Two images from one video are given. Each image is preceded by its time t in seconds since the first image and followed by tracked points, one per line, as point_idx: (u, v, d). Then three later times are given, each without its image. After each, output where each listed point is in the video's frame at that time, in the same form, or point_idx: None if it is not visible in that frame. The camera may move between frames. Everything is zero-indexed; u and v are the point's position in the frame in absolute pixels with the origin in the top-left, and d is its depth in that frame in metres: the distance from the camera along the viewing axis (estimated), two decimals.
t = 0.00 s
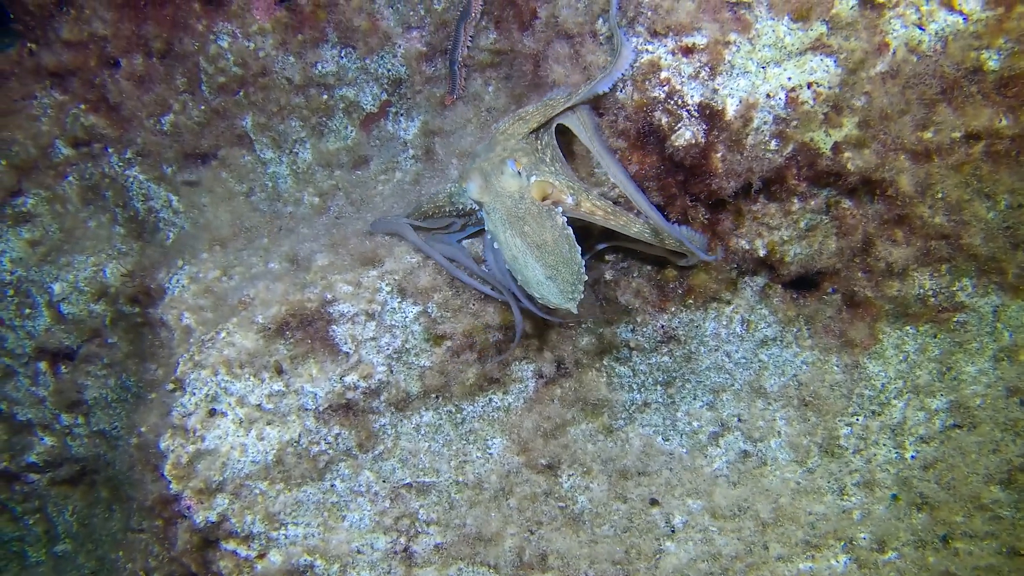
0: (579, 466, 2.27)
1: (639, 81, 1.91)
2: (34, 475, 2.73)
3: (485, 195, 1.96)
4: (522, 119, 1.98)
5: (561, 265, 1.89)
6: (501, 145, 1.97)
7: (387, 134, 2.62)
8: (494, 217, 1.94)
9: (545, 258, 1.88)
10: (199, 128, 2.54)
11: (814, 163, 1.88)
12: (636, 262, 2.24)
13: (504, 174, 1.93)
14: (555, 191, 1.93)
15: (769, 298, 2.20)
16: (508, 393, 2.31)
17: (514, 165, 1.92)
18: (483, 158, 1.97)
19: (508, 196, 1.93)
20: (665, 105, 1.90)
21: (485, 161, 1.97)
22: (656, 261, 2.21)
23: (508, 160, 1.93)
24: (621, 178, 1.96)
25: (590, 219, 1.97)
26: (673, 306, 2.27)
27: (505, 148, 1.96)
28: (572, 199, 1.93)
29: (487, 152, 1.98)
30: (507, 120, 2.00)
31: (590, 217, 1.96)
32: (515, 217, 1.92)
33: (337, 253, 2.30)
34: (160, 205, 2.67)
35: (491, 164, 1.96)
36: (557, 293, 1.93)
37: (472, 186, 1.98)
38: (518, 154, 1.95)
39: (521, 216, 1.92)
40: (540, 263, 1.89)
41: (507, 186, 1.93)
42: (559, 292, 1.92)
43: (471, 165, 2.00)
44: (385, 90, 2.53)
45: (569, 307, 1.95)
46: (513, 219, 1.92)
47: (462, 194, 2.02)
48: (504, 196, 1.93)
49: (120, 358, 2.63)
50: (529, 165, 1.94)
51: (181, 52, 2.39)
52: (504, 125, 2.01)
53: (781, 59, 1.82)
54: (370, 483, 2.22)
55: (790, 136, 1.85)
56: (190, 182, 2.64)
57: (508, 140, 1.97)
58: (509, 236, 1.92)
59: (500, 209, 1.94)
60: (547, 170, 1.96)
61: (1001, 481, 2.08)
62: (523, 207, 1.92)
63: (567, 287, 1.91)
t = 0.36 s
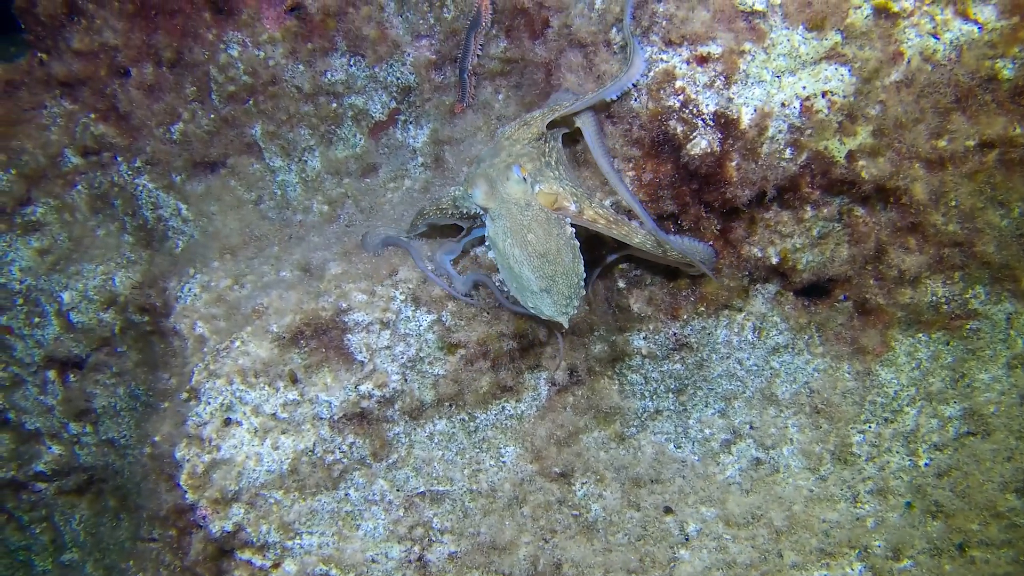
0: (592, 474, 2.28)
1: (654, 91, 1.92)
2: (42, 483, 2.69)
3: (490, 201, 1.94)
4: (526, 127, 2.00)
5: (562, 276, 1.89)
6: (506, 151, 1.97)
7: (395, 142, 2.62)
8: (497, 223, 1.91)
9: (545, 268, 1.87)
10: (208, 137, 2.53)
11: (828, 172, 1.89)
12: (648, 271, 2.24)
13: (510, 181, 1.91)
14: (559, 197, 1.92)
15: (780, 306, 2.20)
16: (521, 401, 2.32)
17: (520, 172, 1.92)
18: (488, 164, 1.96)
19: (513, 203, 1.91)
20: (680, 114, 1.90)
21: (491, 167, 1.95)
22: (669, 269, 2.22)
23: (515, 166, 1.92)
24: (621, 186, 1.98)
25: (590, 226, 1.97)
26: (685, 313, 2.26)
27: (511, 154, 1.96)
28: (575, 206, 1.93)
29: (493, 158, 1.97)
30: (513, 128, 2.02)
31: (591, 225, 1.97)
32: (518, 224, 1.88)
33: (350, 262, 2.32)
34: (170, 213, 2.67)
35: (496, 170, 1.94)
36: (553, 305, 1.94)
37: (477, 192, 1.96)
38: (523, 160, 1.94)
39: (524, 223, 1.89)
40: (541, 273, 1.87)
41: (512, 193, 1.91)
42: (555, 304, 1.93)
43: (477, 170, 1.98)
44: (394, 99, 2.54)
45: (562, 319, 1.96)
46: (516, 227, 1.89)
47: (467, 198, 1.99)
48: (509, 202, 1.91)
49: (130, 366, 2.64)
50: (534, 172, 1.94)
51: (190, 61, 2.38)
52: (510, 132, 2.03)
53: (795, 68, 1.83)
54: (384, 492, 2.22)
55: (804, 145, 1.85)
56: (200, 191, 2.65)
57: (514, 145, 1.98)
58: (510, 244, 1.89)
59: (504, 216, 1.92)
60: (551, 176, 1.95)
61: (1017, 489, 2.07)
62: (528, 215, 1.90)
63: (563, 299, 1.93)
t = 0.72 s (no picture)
0: (606, 483, 2.29)
1: (670, 100, 1.93)
2: (49, 493, 2.71)
3: (490, 209, 1.94)
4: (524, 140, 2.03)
5: (560, 285, 1.87)
6: (506, 161, 1.99)
7: (405, 152, 2.63)
8: (496, 231, 1.91)
9: (541, 277, 1.86)
10: (218, 146, 2.54)
11: (842, 180, 1.90)
12: (661, 280, 2.25)
13: (510, 188, 1.92)
14: (557, 205, 1.93)
15: (792, 315, 2.20)
16: (535, 410, 2.32)
17: (520, 180, 1.93)
18: (489, 174, 1.97)
19: (513, 211, 1.91)
20: (695, 123, 1.91)
21: (492, 176, 1.96)
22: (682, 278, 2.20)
23: (515, 174, 1.93)
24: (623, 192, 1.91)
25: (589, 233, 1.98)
26: (698, 322, 2.26)
27: (512, 164, 1.97)
28: (574, 213, 1.94)
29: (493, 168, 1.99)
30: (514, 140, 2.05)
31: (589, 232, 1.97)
32: (516, 232, 1.88)
33: (363, 270, 2.37)
34: (179, 222, 2.66)
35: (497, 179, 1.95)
36: (549, 314, 1.92)
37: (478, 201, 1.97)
38: (523, 168, 1.96)
39: (523, 232, 1.88)
40: (536, 282, 1.86)
41: (512, 201, 1.92)
42: (551, 313, 1.91)
43: (479, 179, 2.00)
44: (404, 108, 2.54)
45: (556, 329, 1.94)
46: (514, 235, 1.88)
47: (470, 209, 2.02)
48: (509, 210, 1.91)
49: (139, 376, 2.62)
50: (534, 181, 1.95)
51: (201, 70, 2.37)
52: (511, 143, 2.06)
53: (810, 77, 1.85)
54: (399, 500, 2.26)
55: (819, 153, 1.87)
56: (209, 201, 2.65)
57: (513, 155, 2.00)
58: (507, 252, 1.89)
59: (503, 224, 1.91)
60: (550, 185, 1.96)
61: None
62: (528, 223, 1.89)
63: (560, 309, 1.92)
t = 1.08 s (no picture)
0: (620, 490, 2.31)
1: (686, 109, 1.96)
2: (57, 503, 2.64)
3: (491, 214, 1.98)
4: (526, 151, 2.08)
5: (553, 294, 1.88)
6: (510, 168, 2.03)
7: (414, 160, 2.64)
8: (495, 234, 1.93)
9: (535, 283, 1.86)
10: (228, 155, 2.53)
11: (856, 189, 1.92)
12: (674, 289, 2.25)
13: (511, 194, 1.94)
14: (559, 213, 1.96)
15: (804, 324, 2.21)
16: (549, 418, 2.35)
17: (522, 186, 1.95)
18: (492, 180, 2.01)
19: (513, 216, 1.93)
20: (711, 132, 1.93)
21: (495, 182, 2.00)
22: (696, 286, 2.21)
23: (517, 180, 1.96)
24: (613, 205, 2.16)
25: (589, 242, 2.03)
26: (711, 331, 2.27)
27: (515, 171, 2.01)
28: (574, 220, 1.98)
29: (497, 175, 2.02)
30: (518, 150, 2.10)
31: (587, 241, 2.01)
32: (514, 236, 1.89)
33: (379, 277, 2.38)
34: (188, 231, 2.64)
35: (500, 184, 1.98)
36: (537, 322, 1.92)
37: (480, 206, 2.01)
38: (528, 175, 1.99)
39: (521, 236, 1.89)
40: (529, 287, 1.86)
41: (512, 206, 1.94)
42: (539, 321, 1.91)
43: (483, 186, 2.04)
44: (413, 117, 2.55)
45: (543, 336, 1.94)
46: (512, 239, 1.89)
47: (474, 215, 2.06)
48: (509, 215, 1.93)
49: (150, 385, 2.63)
50: (536, 189, 1.98)
51: (212, 79, 2.37)
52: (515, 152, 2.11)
53: (824, 87, 1.87)
54: (415, 508, 2.29)
55: (833, 161, 1.89)
56: (218, 209, 2.64)
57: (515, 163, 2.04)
58: (503, 255, 1.89)
59: (502, 228, 1.93)
60: (551, 193, 2.00)
61: None
62: (527, 229, 1.90)
63: (549, 317, 1.91)
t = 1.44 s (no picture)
0: (633, 499, 2.33)
1: (699, 119, 1.97)
2: (63, 514, 2.67)
3: (495, 227, 1.95)
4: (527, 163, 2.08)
5: (552, 310, 1.90)
6: (511, 182, 2.01)
7: (422, 169, 2.63)
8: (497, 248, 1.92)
9: (535, 299, 1.88)
10: (236, 164, 2.51)
11: (869, 199, 1.93)
12: (685, 299, 2.25)
13: (515, 207, 1.92)
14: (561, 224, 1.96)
15: (814, 332, 2.22)
16: (561, 427, 2.37)
17: (526, 199, 1.93)
18: (495, 193, 1.98)
19: (518, 230, 1.91)
20: (725, 143, 1.94)
21: (499, 195, 1.97)
22: (705, 295, 2.20)
23: (521, 193, 1.94)
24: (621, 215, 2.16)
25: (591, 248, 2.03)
26: (722, 339, 2.27)
27: (518, 184, 1.99)
28: (576, 229, 1.98)
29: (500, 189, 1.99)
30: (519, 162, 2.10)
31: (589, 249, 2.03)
32: (516, 251, 1.89)
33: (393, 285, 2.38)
34: (196, 240, 2.59)
35: (503, 197, 1.95)
36: (532, 335, 1.95)
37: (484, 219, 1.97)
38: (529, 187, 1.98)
39: (523, 251, 1.89)
40: (529, 303, 1.87)
41: (517, 220, 1.92)
42: (535, 334, 1.94)
43: (486, 199, 2.00)
44: (421, 126, 2.56)
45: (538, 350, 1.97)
46: (515, 255, 1.88)
47: (477, 229, 2.03)
48: (513, 228, 1.91)
49: (156, 395, 2.58)
50: (539, 202, 1.96)
51: (220, 88, 2.36)
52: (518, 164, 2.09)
53: (837, 97, 1.88)
54: (430, 518, 2.31)
55: (846, 172, 1.89)
56: (225, 219, 2.61)
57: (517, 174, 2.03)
58: (505, 270, 1.89)
59: (506, 242, 1.91)
60: (553, 203, 1.98)
61: None
62: (531, 244, 1.90)
63: (546, 331, 1.94)
